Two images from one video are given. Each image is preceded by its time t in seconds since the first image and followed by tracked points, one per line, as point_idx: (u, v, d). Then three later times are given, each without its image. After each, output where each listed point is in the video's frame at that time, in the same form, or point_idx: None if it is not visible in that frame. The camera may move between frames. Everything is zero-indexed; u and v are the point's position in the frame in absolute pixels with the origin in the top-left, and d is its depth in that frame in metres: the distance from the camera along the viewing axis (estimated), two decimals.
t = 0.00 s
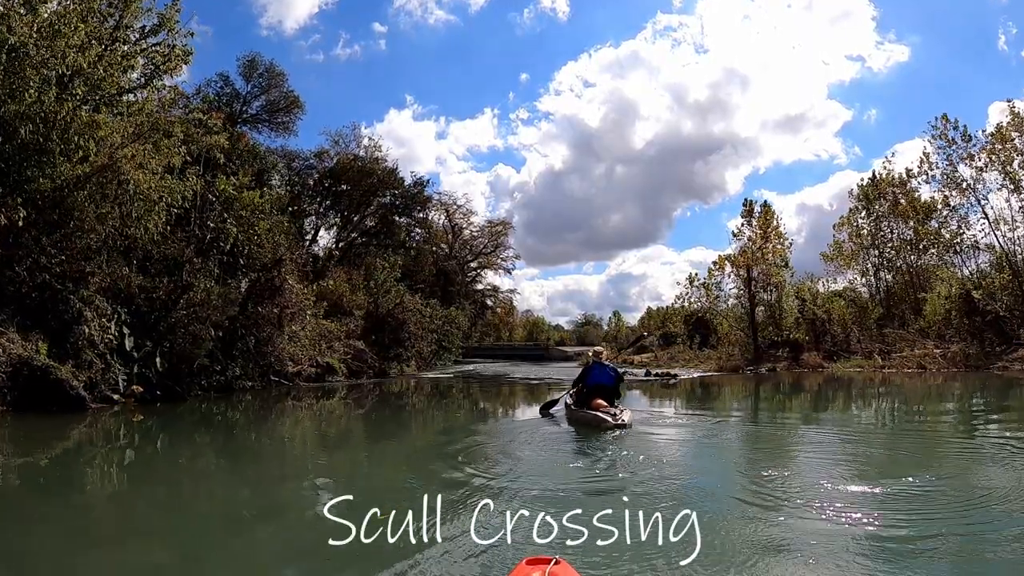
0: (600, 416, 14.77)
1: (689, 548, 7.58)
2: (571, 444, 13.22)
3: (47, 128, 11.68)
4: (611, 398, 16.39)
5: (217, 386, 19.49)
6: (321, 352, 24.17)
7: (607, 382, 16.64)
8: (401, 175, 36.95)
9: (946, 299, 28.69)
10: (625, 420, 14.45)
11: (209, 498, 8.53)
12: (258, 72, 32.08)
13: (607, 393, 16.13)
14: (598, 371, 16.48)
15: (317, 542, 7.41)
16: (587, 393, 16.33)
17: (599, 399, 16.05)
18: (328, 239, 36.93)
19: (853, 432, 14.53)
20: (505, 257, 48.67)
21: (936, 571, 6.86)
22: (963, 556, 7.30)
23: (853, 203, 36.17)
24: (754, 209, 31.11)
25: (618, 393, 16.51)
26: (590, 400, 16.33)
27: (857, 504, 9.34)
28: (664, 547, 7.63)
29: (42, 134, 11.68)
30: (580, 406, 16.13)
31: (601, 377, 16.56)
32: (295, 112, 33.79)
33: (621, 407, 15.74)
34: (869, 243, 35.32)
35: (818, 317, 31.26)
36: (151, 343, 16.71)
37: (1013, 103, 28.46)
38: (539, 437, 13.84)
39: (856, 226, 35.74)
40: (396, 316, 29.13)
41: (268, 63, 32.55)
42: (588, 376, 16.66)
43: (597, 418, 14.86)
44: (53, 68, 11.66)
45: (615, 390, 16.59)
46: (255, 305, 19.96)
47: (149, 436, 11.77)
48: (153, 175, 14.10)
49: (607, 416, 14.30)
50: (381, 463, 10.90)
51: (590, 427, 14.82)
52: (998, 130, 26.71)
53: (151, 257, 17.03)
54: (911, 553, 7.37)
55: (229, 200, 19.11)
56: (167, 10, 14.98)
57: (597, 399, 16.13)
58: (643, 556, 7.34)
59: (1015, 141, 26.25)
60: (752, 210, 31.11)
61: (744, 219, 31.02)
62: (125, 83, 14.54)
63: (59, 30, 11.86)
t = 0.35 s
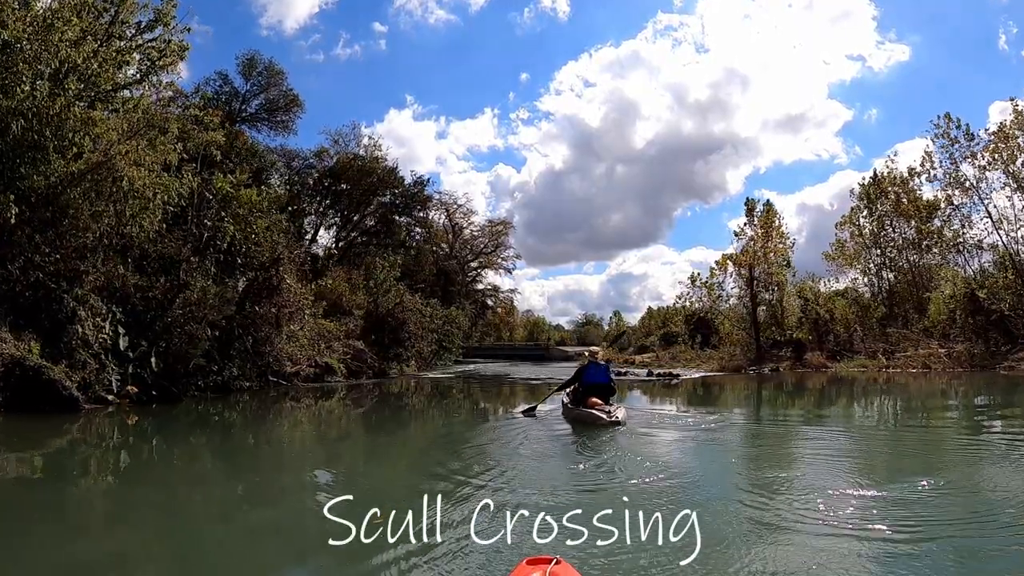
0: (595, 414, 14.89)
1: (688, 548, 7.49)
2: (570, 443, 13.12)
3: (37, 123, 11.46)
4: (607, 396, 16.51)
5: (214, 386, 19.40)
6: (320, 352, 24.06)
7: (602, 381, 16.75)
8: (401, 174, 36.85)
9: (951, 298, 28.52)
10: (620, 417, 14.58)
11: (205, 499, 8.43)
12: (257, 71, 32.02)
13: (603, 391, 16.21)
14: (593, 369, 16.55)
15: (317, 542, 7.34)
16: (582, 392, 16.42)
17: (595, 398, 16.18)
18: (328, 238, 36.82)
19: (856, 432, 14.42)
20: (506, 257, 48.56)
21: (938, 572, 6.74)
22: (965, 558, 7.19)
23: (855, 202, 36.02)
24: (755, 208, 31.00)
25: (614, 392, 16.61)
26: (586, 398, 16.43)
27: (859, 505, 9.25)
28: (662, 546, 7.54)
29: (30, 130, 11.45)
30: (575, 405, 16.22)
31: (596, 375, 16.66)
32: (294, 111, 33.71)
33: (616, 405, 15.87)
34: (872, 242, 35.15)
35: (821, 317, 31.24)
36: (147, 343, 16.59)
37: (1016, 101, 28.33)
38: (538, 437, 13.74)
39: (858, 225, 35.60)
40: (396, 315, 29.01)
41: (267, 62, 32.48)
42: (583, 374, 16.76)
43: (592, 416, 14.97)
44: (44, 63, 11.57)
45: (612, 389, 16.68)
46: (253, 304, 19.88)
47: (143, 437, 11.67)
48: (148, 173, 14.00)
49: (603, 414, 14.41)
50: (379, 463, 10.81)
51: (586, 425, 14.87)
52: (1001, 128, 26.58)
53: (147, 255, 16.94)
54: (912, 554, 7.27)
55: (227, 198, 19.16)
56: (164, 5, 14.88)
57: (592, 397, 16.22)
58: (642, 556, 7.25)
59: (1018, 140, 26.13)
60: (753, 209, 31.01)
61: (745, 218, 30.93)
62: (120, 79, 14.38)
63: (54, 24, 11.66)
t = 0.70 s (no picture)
0: (586, 412, 15.10)
1: (689, 548, 7.41)
2: (570, 443, 13.04)
3: (27, 118, 11.35)
4: (601, 396, 16.73)
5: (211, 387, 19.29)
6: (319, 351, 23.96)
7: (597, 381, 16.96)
8: (401, 173, 36.75)
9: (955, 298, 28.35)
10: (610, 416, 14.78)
11: (202, 501, 8.32)
12: (256, 70, 31.93)
13: (597, 391, 16.39)
14: (589, 368, 16.82)
15: (317, 542, 7.27)
16: (576, 390, 16.61)
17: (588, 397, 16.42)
18: (328, 238, 36.71)
19: (858, 432, 14.32)
20: (506, 256, 48.46)
21: (943, 573, 6.64)
22: (968, 559, 7.10)
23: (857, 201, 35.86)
24: (755, 207, 30.89)
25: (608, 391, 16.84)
26: (580, 397, 16.65)
27: (863, 505, 9.17)
28: (663, 547, 7.45)
29: (21, 126, 11.38)
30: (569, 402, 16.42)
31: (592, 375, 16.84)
32: (294, 110, 33.63)
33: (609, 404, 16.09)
34: (874, 242, 35.00)
35: (825, 316, 31.20)
36: (142, 343, 16.38)
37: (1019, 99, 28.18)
38: (538, 437, 13.64)
39: (860, 224, 35.45)
40: (396, 315, 28.89)
41: (266, 60, 32.37)
42: (579, 374, 17.02)
43: (583, 414, 15.17)
44: (38, 57, 11.31)
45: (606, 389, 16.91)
46: (251, 304, 19.71)
47: (138, 438, 11.57)
48: (143, 168, 13.84)
49: (593, 412, 14.61)
50: (377, 464, 10.72)
51: (585, 425, 14.81)
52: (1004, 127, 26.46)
53: (143, 254, 16.90)
54: (915, 557, 7.17)
55: (223, 196, 19.06)
56: None
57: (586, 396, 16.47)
58: (642, 556, 7.18)
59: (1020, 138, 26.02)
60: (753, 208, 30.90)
61: (750, 217, 30.86)
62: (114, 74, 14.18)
63: (47, 18, 11.51)
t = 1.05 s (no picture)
0: (576, 410, 15.51)
1: (690, 549, 7.31)
2: (569, 443, 12.96)
3: (20, 113, 11.27)
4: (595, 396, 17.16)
5: (209, 387, 19.17)
6: (318, 351, 23.88)
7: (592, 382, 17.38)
8: (401, 172, 36.64)
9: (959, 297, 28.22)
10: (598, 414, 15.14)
11: (199, 504, 8.18)
12: (256, 68, 31.80)
13: (589, 390, 16.83)
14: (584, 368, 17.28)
15: (316, 543, 7.16)
16: (570, 389, 17.05)
17: (582, 396, 16.84)
18: (328, 237, 36.58)
19: (862, 433, 14.22)
20: (507, 256, 48.38)
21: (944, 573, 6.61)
22: (971, 559, 7.07)
23: (859, 200, 35.73)
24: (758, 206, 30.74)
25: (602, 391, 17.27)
26: (574, 396, 17.15)
27: (865, 505, 9.11)
28: (664, 547, 7.36)
29: (14, 122, 11.40)
30: (561, 401, 16.86)
31: (587, 375, 17.29)
32: (293, 108, 33.52)
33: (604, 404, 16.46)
34: (876, 241, 34.86)
35: (828, 316, 31.12)
36: (137, 343, 16.33)
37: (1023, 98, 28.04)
38: (537, 437, 13.55)
39: (862, 223, 35.33)
40: (396, 315, 28.75)
41: (266, 58, 32.24)
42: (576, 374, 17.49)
43: (572, 411, 15.59)
44: (31, 51, 11.31)
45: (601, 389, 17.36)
46: (248, 303, 19.69)
47: (131, 440, 11.39)
48: (139, 166, 13.78)
49: (580, 409, 15.01)
50: (375, 464, 10.63)
51: (584, 426, 14.70)
52: (1006, 126, 26.37)
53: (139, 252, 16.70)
54: (921, 559, 7.06)
55: (220, 193, 18.94)
56: None
57: (579, 395, 16.93)
58: (643, 557, 7.08)
59: None
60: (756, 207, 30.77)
61: (753, 216, 30.73)
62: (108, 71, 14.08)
63: (41, 12, 11.41)
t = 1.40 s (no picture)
0: (566, 408, 16.10)
1: (690, 550, 7.24)
2: (568, 443, 12.90)
3: (14, 109, 10.91)
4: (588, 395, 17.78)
5: (206, 387, 19.07)
6: (317, 351, 23.78)
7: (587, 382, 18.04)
8: (401, 171, 36.50)
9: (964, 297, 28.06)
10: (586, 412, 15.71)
11: (196, 506, 8.04)
12: (255, 66, 31.68)
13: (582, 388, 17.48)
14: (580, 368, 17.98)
15: (317, 543, 7.08)
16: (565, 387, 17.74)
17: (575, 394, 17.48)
18: (328, 236, 36.48)
19: (863, 432, 14.15)
20: (507, 256, 48.30)
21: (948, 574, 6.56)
22: (976, 559, 7.01)
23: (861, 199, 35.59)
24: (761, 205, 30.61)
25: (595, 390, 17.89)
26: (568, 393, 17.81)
27: (867, 505, 9.04)
28: (665, 549, 7.28)
29: (7, 117, 10.99)
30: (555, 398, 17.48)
31: (583, 374, 17.95)
32: (293, 106, 33.41)
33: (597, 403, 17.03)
34: (879, 240, 34.73)
35: (832, 315, 31.02)
36: (132, 342, 16.24)
37: None
38: (537, 437, 13.47)
39: (865, 223, 35.18)
40: (396, 314, 28.63)
41: (265, 56, 32.11)
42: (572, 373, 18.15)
43: (562, 409, 16.20)
44: (23, 45, 10.95)
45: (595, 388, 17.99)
46: (246, 301, 19.60)
47: (126, 440, 11.31)
48: (133, 161, 13.74)
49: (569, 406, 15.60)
50: (375, 464, 10.56)
51: (584, 427, 14.62)
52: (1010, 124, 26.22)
53: (136, 251, 16.48)
54: (924, 560, 6.97)
55: (217, 190, 18.77)
56: None
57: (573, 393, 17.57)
58: (644, 559, 7.01)
59: None
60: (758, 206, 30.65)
61: (756, 215, 30.61)
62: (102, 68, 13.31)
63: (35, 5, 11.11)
